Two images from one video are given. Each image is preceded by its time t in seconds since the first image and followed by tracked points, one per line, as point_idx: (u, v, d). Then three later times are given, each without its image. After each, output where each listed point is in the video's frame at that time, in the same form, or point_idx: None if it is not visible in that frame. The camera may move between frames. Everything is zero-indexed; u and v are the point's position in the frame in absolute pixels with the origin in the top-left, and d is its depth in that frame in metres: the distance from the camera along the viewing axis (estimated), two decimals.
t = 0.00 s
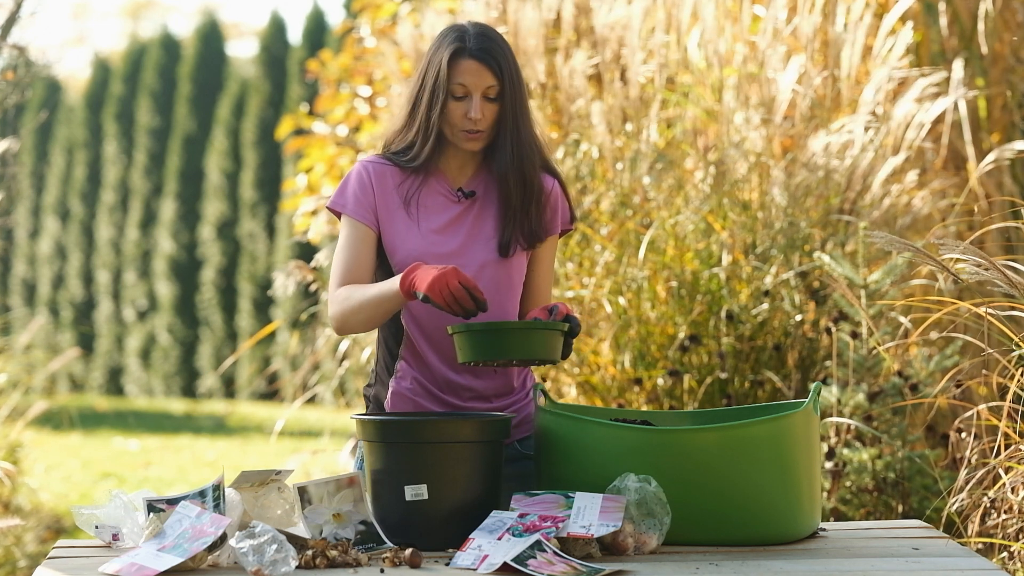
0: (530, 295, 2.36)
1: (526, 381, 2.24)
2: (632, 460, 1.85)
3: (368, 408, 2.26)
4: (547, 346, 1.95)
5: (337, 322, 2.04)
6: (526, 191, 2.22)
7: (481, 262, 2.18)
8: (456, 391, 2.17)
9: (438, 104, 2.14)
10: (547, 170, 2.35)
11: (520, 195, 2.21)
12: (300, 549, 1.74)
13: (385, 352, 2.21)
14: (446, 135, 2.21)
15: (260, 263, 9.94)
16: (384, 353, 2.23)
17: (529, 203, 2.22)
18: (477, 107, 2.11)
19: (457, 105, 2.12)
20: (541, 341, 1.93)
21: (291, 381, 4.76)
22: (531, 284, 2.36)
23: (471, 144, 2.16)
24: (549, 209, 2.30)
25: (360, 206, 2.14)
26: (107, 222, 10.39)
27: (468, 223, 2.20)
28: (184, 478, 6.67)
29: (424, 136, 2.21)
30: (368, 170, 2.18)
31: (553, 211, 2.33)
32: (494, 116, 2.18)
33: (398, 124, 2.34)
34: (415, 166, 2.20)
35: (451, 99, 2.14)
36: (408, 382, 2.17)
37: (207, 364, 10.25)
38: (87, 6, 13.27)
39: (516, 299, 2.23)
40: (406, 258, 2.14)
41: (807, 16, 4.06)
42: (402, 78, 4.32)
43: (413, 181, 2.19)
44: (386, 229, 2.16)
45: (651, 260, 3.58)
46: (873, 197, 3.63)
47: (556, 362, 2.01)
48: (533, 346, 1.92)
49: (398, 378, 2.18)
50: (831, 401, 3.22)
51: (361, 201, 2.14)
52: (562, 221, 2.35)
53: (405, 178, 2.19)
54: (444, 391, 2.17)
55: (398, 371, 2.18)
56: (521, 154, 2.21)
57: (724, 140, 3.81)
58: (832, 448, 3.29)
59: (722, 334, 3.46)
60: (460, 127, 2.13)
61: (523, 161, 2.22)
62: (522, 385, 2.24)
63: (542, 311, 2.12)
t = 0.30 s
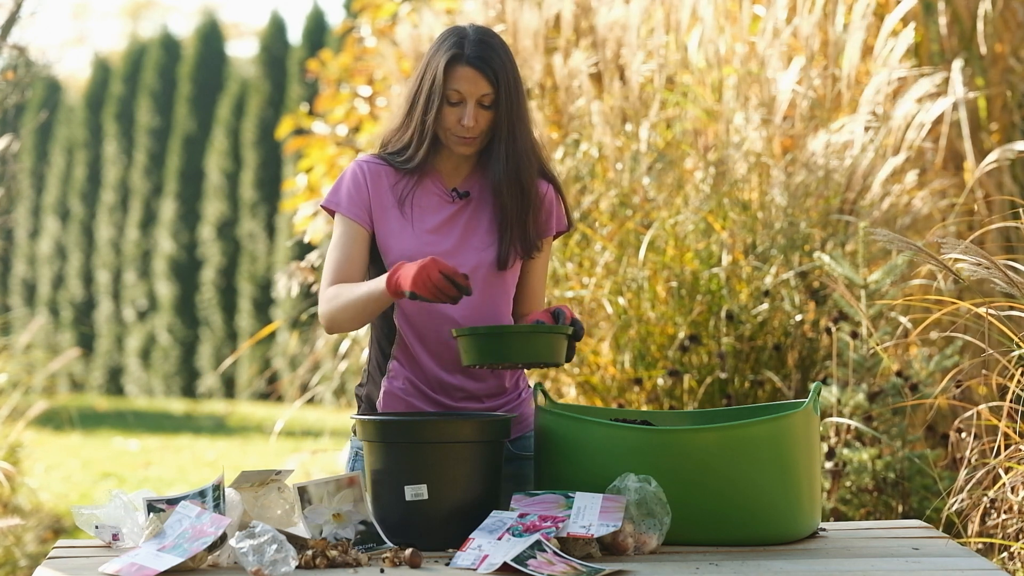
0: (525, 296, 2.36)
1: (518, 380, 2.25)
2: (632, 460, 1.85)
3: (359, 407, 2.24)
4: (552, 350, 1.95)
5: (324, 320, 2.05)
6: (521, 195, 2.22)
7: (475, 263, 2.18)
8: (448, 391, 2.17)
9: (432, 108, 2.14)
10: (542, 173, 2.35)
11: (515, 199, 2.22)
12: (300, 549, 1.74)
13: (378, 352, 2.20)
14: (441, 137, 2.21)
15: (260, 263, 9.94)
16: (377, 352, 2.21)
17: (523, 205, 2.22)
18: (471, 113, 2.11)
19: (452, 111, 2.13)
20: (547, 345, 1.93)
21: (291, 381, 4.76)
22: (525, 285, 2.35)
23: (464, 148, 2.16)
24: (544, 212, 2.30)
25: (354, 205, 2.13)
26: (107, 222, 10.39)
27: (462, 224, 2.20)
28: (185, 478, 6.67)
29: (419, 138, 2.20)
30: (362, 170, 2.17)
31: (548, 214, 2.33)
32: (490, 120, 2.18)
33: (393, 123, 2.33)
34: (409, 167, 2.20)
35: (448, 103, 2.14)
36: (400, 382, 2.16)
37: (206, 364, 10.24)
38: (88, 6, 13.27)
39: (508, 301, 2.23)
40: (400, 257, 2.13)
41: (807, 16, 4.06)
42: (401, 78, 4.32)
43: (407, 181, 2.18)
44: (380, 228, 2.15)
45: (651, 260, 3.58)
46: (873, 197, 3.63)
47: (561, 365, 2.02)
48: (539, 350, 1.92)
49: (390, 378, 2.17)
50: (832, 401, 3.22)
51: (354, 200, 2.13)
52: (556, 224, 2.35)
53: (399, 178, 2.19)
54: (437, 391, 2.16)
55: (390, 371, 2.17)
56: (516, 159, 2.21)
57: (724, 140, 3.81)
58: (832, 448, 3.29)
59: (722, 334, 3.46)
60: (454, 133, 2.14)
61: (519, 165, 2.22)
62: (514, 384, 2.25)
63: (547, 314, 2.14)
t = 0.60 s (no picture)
0: (520, 298, 2.36)
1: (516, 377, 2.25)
2: (632, 460, 1.85)
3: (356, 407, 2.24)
4: (580, 347, 1.98)
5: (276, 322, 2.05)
6: (517, 196, 2.22)
7: (471, 264, 2.17)
8: (447, 392, 2.16)
9: (427, 110, 2.14)
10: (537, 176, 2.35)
11: (510, 201, 2.21)
12: (300, 549, 1.74)
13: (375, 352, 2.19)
14: (435, 140, 2.20)
15: (260, 263, 9.94)
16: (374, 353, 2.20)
17: (518, 207, 2.22)
18: (465, 116, 2.12)
19: (445, 113, 2.14)
20: (573, 340, 1.96)
21: (291, 381, 4.76)
22: (520, 286, 2.35)
23: (458, 151, 2.17)
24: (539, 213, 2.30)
25: (345, 207, 2.12)
26: (107, 222, 10.39)
27: (456, 225, 2.20)
28: (185, 478, 6.67)
29: (412, 140, 2.19)
30: (355, 172, 2.16)
31: (542, 215, 2.33)
32: (484, 123, 2.19)
33: (385, 127, 2.32)
34: (402, 170, 2.19)
35: (443, 107, 2.14)
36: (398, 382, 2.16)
37: (206, 364, 10.24)
38: (88, 6, 13.26)
39: (503, 302, 2.22)
40: (395, 258, 2.12)
41: (807, 16, 4.06)
42: (402, 79, 4.32)
43: (401, 183, 2.17)
44: (374, 229, 2.14)
45: (651, 260, 3.58)
46: (873, 197, 3.63)
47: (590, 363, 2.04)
48: (566, 347, 1.96)
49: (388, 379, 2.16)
50: (831, 401, 3.22)
51: (345, 201, 2.12)
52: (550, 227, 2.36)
53: (392, 180, 2.18)
54: (435, 392, 2.16)
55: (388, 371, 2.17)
56: (512, 161, 2.22)
57: (724, 139, 3.81)
58: (832, 448, 3.29)
59: (722, 334, 3.45)
60: (447, 136, 2.14)
61: (514, 166, 2.22)
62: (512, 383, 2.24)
63: (569, 313, 2.12)
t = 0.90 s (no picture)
0: (517, 300, 2.36)
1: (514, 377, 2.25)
2: (632, 460, 1.85)
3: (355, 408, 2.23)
4: (580, 343, 1.98)
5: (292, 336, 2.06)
6: (514, 196, 2.23)
7: (470, 263, 2.18)
8: (446, 393, 2.15)
9: (423, 111, 2.14)
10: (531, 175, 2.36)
11: (507, 200, 2.22)
12: (300, 549, 1.74)
13: (374, 353, 2.19)
14: (432, 141, 2.20)
15: (259, 263, 9.94)
16: (372, 354, 2.20)
17: (515, 207, 2.23)
18: (461, 115, 2.12)
19: (441, 113, 2.14)
20: (572, 336, 1.97)
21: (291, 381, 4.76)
22: (516, 287, 2.35)
23: (454, 151, 2.17)
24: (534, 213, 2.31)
25: (344, 210, 2.10)
26: (107, 222, 10.39)
27: (453, 225, 2.20)
28: (185, 478, 6.67)
29: (409, 142, 2.19)
30: (352, 174, 2.15)
31: (537, 214, 2.34)
32: (480, 123, 2.19)
33: (380, 129, 2.32)
34: (400, 172, 2.18)
35: (440, 108, 2.14)
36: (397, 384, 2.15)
37: (206, 364, 10.24)
38: (88, 6, 13.26)
39: (500, 301, 2.23)
40: (393, 261, 2.11)
41: (806, 15, 4.06)
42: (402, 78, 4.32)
43: (398, 185, 2.17)
44: (372, 232, 2.13)
45: (651, 260, 3.58)
46: (873, 197, 3.64)
47: (588, 361, 2.05)
48: (566, 343, 1.96)
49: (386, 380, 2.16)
50: (832, 401, 3.22)
51: (343, 205, 2.10)
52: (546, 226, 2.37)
53: (390, 182, 2.17)
54: (434, 393, 2.15)
55: (386, 372, 2.16)
56: (508, 161, 2.22)
57: (724, 139, 3.81)
58: (832, 448, 3.29)
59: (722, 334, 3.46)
60: (444, 136, 2.14)
61: (510, 164, 2.22)
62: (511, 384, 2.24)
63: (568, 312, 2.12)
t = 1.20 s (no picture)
0: (516, 300, 2.36)
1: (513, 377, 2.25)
2: (632, 460, 1.85)
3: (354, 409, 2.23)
4: (577, 346, 1.98)
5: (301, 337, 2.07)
6: (513, 195, 2.23)
7: (469, 263, 2.18)
8: (444, 393, 2.15)
9: (424, 109, 2.14)
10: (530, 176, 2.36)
11: (507, 200, 2.22)
12: (300, 548, 1.74)
13: (373, 353, 2.19)
14: (432, 140, 2.20)
15: (259, 263, 9.93)
16: (371, 354, 2.20)
17: (515, 206, 2.23)
18: (461, 113, 2.12)
19: (441, 112, 2.14)
20: (569, 338, 1.96)
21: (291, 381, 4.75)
22: (515, 287, 2.35)
23: (455, 150, 2.17)
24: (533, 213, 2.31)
25: (346, 209, 2.10)
26: (107, 222, 10.39)
27: (453, 225, 2.20)
28: (185, 478, 6.67)
29: (410, 141, 2.19)
30: (353, 173, 2.15)
31: (537, 214, 2.34)
32: (480, 122, 2.19)
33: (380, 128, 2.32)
34: (400, 171, 2.18)
35: (441, 107, 2.14)
36: (396, 384, 2.15)
37: (206, 364, 10.24)
38: (88, 6, 13.25)
39: (500, 302, 2.23)
40: (393, 261, 2.11)
41: (806, 15, 4.06)
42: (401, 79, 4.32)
43: (399, 184, 2.17)
44: (373, 231, 2.13)
45: (651, 260, 3.58)
46: (873, 197, 3.64)
47: (586, 363, 2.05)
48: (563, 345, 1.96)
49: (385, 380, 2.16)
50: (832, 401, 3.22)
51: (345, 204, 2.10)
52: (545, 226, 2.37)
53: (390, 182, 2.17)
54: (433, 393, 2.15)
55: (385, 372, 2.17)
56: (508, 161, 2.22)
57: (724, 140, 3.81)
58: (832, 448, 3.29)
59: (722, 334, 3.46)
60: (444, 135, 2.14)
61: (511, 164, 2.22)
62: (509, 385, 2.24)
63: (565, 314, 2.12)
